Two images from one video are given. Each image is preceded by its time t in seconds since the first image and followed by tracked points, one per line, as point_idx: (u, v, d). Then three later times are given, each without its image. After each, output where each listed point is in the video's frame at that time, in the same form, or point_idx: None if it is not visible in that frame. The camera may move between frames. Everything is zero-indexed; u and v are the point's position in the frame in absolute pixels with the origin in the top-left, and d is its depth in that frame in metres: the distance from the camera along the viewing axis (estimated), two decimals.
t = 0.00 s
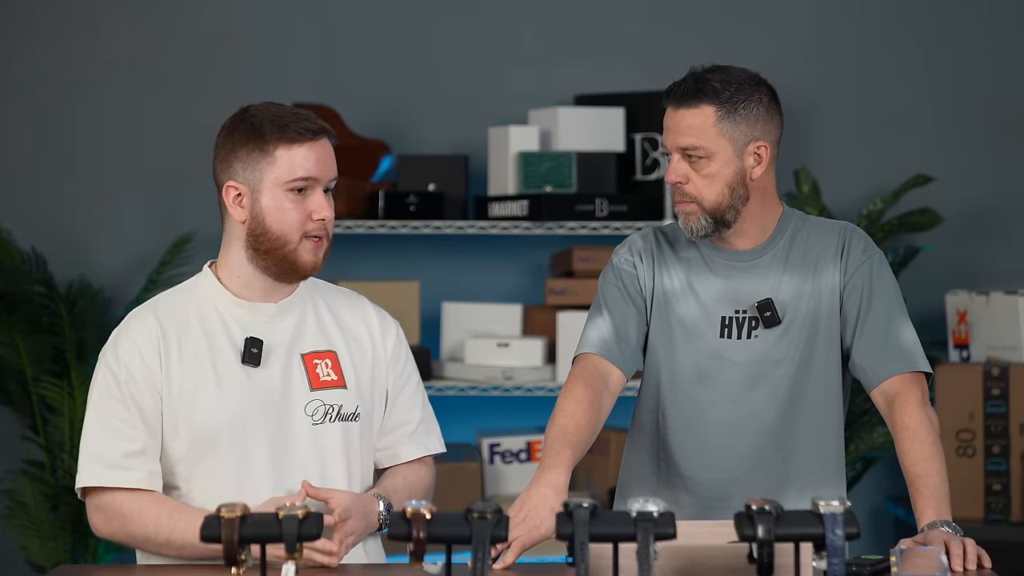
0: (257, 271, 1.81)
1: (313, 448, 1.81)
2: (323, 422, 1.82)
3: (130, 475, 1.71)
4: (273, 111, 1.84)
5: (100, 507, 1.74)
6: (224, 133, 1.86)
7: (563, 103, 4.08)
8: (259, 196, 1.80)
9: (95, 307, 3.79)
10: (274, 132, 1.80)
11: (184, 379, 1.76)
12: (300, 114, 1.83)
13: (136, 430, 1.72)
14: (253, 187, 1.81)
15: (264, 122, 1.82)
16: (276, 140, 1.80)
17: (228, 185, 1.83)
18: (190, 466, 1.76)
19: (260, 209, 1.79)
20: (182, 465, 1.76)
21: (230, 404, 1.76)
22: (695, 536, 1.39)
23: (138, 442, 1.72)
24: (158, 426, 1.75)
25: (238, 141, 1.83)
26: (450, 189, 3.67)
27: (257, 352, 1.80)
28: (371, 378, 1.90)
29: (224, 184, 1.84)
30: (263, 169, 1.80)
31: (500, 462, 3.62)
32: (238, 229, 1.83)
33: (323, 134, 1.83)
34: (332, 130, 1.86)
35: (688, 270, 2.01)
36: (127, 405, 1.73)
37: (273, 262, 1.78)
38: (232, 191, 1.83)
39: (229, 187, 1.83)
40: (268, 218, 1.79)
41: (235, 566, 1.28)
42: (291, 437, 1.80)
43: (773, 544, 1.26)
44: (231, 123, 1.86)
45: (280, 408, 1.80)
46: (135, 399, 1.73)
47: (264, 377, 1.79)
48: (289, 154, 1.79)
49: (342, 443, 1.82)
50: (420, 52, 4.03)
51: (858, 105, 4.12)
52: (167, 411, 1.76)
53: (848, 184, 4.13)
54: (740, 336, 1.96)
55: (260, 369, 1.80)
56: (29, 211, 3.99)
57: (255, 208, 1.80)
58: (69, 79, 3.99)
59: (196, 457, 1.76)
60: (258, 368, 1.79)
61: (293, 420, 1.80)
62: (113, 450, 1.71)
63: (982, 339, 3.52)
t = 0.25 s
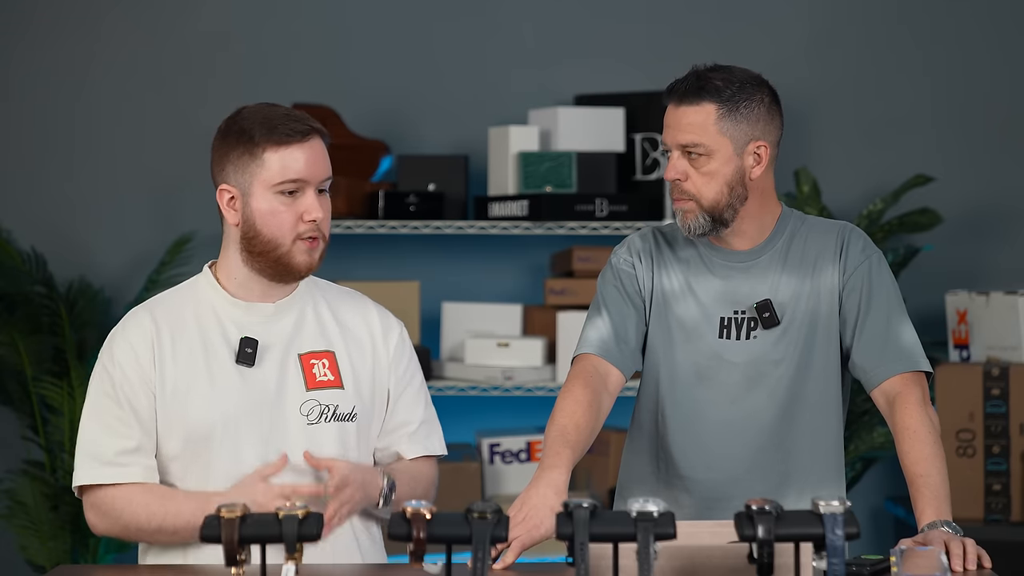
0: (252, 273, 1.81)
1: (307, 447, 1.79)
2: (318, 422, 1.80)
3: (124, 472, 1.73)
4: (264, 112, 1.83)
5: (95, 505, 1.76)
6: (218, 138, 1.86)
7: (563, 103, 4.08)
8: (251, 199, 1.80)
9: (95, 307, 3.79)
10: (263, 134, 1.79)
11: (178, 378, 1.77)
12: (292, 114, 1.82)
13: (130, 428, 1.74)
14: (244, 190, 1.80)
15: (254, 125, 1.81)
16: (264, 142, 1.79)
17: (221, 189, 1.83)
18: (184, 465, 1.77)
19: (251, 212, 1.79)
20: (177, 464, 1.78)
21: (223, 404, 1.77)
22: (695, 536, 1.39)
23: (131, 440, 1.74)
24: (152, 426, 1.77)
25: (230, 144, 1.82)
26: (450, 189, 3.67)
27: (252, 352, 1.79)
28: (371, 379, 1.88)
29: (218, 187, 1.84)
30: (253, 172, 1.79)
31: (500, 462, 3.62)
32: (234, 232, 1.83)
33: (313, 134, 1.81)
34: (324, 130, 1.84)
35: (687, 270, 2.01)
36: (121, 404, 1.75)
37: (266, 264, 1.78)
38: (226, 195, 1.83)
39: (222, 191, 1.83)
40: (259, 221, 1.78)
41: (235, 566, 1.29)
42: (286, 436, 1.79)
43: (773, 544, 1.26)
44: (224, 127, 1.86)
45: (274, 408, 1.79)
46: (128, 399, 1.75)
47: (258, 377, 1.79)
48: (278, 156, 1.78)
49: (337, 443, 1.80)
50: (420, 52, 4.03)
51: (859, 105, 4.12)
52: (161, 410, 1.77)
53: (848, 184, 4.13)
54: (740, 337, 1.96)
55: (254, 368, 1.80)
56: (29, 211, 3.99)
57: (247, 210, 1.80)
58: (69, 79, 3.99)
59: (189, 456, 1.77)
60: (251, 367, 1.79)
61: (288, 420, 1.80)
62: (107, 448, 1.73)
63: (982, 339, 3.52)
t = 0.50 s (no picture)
0: (247, 277, 1.81)
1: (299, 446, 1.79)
2: (310, 420, 1.80)
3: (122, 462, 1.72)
4: (259, 116, 1.82)
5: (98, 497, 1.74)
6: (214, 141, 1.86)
7: (563, 103, 4.08)
8: (244, 204, 1.79)
9: (95, 307, 3.79)
10: (256, 139, 1.78)
11: (173, 376, 1.78)
12: (288, 119, 1.81)
13: (133, 422, 1.75)
14: (238, 195, 1.79)
15: (248, 130, 1.80)
16: (258, 147, 1.78)
17: (216, 193, 1.82)
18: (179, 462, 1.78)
19: (244, 217, 1.78)
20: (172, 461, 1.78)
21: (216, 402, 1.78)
22: (695, 536, 1.39)
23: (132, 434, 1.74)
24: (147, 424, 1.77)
25: (225, 149, 1.81)
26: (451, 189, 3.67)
27: (245, 350, 1.80)
28: (368, 377, 1.87)
29: (214, 191, 1.84)
30: (247, 177, 1.79)
31: (500, 462, 3.62)
32: (229, 236, 1.83)
33: (307, 139, 1.79)
34: (320, 134, 1.82)
35: (686, 270, 2.01)
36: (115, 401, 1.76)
37: (260, 269, 1.78)
38: (221, 199, 1.82)
39: (218, 195, 1.83)
40: (252, 226, 1.77)
41: (235, 566, 1.29)
42: (278, 434, 1.79)
43: (773, 544, 1.26)
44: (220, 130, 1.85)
45: (267, 406, 1.79)
46: (122, 396, 1.76)
47: (251, 375, 1.80)
48: (271, 161, 1.77)
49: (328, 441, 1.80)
50: (420, 52, 4.03)
51: (858, 105, 4.12)
52: (156, 408, 1.78)
53: (848, 184, 4.13)
54: (740, 336, 1.96)
55: (248, 366, 1.80)
56: (29, 211, 3.99)
57: (241, 215, 1.79)
58: (69, 79, 3.99)
59: (184, 453, 1.78)
60: (245, 365, 1.80)
61: (280, 418, 1.80)
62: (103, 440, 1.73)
63: (982, 339, 3.52)
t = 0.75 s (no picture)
0: (245, 276, 1.81)
1: (296, 445, 1.79)
2: (307, 420, 1.80)
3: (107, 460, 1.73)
4: (255, 116, 1.82)
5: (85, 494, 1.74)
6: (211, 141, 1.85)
7: (563, 103, 4.08)
8: (242, 203, 1.79)
9: (95, 307, 3.79)
10: (253, 137, 1.78)
11: (171, 375, 1.79)
12: (284, 118, 1.81)
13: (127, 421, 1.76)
14: (236, 193, 1.79)
15: (244, 129, 1.80)
16: (255, 145, 1.78)
17: (214, 192, 1.82)
18: (176, 461, 1.79)
19: (242, 215, 1.78)
20: (170, 460, 1.79)
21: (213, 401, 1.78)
22: (696, 536, 1.39)
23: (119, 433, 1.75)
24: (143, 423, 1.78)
25: (222, 148, 1.81)
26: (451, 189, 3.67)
27: (243, 350, 1.79)
28: (366, 377, 1.87)
29: (212, 190, 1.83)
30: (244, 176, 1.78)
31: (500, 462, 3.62)
32: (227, 235, 1.83)
33: (304, 137, 1.79)
34: (317, 132, 1.82)
35: (687, 269, 2.01)
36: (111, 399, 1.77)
37: (258, 267, 1.78)
38: (219, 198, 1.82)
39: (215, 194, 1.82)
40: (250, 224, 1.77)
41: (235, 566, 1.29)
42: (275, 434, 1.79)
43: (773, 544, 1.26)
44: (218, 130, 1.85)
45: (264, 406, 1.79)
46: (119, 395, 1.77)
47: (248, 374, 1.79)
48: (269, 159, 1.77)
49: (325, 441, 1.80)
50: (420, 52, 4.03)
51: (858, 104, 4.12)
52: (154, 408, 1.79)
53: (848, 184, 4.13)
54: (740, 335, 1.96)
55: (245, 366, 1.80)
56: (29, 211, 3.99)
57: (238, 213, 1.79)
58: (69, 79, 3.99)
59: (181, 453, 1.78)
60: (242, 365, 1.79)
61: (277, 417, 1.79)
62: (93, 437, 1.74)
63: (982, 339, 3.52)
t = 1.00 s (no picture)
0: (249, 275, 1.81)
1: (297, 446, 1.79)
2: (311, 422, 1.80)
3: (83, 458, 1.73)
4: (264, 113, 1.82)
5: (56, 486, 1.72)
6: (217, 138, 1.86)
7: (563, 103, 4.08)
8: (249, 199, 1.79)
9: (95, 307, 3.79)
10: (262, 134, 1.79)
11: (170, 377, 1.78)
12: (293, 116, 1.81)
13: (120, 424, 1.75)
14: (243, 190, 1.79)
15: (253, 125, 1.80)
16: (264, 142, 1.79)
17: (220, 189, 1.82)
18: (172, 463, 1.78)
19: (249, 212, 1.78)
20: (167, 462, 1.79)
21: (211, 403, 1.78)
22: (695, 536, 1.39)
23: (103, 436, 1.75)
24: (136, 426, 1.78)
25: (229, 144, 1.82)
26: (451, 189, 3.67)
27: (244, 351, 1.79)
28: (369, 377, 1.87)
29: (217, 187, 1.83)
30: (252, 172, 1.79)
31: (500, 462, 3.62)
32: (232, 233, 1.83)
33: (313, 135, 1.80)
34: (325, 131, 1.83)
35: (687, 269, 2.01)
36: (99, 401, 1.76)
37: (264, 264, 1.78)
38: (225, 194, 1.82)
39: (221, 191, 1.82)
40: (257, 221, 1.77)
41: (235, 566, 1.29)
42: (277, 435, 1.79)
43: (773, 544, 1.26)
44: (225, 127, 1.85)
45: (266, 407, 1.79)
46: (111, 397, 1.76)
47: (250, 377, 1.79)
48: (277, 156, 1.78)
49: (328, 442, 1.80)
50: (420, 52, 4.03)
51: (858, 104, 4.12)
52: (150, 410, 1.78)
53: (848, 184, 4.13)
54: (740, 335, 1.96)
55: (247, 368, 1.80)
56: (28, 211, 3.99)
57: (245, 210, 1.79)
58: (68, 79, 3.99)
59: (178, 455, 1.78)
60: (244, 366, 1.79)
61: (279, 419, 1.79)
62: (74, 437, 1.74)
63: (982, 339, 3.52)
